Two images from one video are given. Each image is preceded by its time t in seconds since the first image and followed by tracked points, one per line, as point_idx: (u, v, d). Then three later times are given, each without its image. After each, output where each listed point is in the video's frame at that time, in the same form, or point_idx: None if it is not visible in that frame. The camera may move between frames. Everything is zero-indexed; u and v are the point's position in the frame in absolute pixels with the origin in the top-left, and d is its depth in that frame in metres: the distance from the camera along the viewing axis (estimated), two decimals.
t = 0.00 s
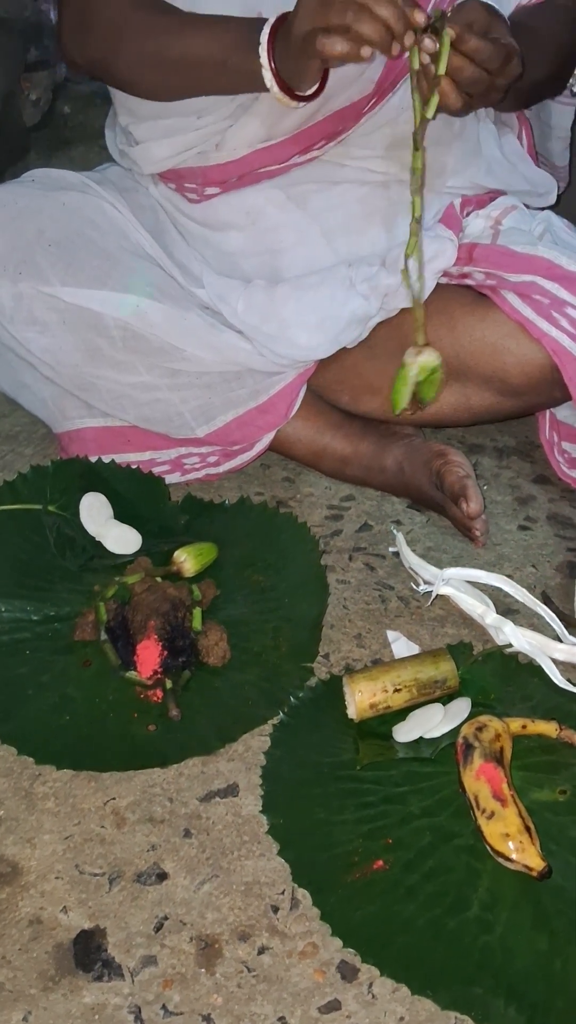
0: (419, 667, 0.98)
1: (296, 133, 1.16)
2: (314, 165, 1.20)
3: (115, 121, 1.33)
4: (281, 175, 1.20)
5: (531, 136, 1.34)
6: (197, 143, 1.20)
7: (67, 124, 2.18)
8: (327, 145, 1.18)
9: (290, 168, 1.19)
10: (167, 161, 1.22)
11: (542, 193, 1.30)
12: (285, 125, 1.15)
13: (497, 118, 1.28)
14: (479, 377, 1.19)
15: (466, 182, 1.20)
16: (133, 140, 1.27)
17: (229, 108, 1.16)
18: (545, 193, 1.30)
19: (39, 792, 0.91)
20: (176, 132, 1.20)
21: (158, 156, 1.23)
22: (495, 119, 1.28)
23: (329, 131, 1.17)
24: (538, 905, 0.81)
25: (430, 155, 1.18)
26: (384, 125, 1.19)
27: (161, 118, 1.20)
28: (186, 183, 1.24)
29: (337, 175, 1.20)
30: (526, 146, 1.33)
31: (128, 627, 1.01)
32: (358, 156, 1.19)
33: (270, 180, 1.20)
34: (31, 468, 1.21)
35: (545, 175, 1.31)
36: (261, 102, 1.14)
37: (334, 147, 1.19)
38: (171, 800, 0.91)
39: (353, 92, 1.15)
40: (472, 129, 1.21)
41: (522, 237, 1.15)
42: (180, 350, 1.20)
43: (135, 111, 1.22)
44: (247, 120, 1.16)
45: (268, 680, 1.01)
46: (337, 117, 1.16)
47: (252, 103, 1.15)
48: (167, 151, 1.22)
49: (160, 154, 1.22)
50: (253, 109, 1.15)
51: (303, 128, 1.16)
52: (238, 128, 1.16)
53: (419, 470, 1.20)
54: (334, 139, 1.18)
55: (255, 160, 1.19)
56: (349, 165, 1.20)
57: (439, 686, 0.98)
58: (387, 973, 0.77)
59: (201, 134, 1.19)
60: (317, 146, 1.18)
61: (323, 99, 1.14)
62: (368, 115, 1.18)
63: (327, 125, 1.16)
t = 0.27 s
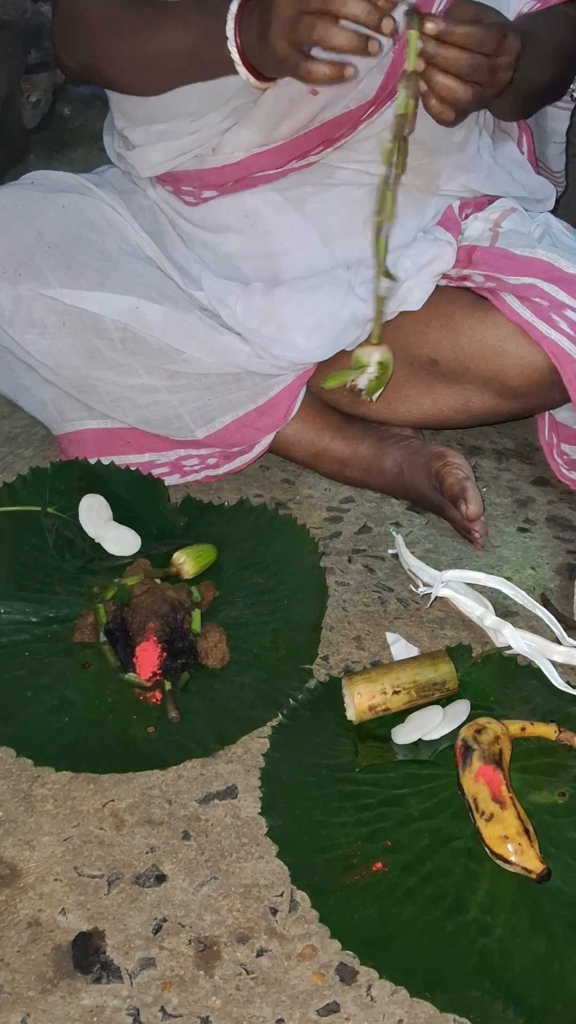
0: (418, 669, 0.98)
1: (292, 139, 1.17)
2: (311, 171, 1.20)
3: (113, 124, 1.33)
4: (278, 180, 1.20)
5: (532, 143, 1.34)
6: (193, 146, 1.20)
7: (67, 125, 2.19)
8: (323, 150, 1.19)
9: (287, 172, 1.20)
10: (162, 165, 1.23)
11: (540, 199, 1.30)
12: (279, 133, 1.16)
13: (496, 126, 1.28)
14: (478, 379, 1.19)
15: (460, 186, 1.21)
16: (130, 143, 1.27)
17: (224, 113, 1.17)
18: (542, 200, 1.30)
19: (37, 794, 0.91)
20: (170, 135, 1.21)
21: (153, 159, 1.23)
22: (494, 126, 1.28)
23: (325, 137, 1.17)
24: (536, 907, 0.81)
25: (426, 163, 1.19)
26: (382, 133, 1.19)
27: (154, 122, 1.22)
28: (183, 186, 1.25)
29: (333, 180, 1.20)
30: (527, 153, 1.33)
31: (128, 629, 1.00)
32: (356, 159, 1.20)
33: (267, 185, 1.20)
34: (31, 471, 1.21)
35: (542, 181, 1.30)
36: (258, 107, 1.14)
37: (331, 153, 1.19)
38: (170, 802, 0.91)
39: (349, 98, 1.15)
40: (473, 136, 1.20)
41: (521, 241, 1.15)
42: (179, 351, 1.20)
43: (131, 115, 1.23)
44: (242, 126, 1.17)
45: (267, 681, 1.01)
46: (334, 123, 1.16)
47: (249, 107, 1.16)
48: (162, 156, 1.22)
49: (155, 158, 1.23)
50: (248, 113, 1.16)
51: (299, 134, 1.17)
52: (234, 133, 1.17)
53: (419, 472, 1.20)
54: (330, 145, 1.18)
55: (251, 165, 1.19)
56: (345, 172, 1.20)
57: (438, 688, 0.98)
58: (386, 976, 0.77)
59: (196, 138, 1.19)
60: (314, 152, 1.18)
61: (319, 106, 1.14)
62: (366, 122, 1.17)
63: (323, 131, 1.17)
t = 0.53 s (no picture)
0: (418, 672, 0.98)
1: (290, 146, 1.17)
2: (310, 176, 1.19)
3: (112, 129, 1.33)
4: (276, 187, 1.20)
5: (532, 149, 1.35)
6: (192, 152, 1.20)
7: (68, 127, 2.19)
8: (323, 157, 1.19)
9: (285, 178, 1.20)
10: (161, 169, 1.23)
11: (539, 204, 1.29)
12: (277, 139, 1.17)
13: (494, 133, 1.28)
14: (478, 382, 1.19)
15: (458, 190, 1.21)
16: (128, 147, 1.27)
17: (222, 119, 1.17)
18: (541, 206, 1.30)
19: (37, 796, 0.91)
20: (168, 141, 1.21)
21: (151, 164, 1.23)
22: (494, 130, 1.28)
23: (324, 144, 1.17)
24: (536, 909, 0.81)
25: (424, 170, 1.19)
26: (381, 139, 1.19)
27: (152, 127, 1.21)
28: (182, 190, 1.24)
29: (333, 185, 1.19)
30: (527, 158, 1.34)
31: (127, 631, 1.01)
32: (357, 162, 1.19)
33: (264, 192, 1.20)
34: (30, 473, 1.21)
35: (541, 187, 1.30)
36: (257, 112, 1.15)
37: (331, 159, 1.19)
38: (170, 804, 0.91)
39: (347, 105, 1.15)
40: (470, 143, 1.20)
41: (521, 243, 1.15)
42: (179, 354, 1.20)
43: (129, 120, 1.23)
44: (241, 132, 1.17)
45: (267, 684, 1.01)
46: (333, 130, 1.16)
47: (248, 112, 1.16)
48: (160, 161, 1.22)
49: (154, 163, 1.23)
50: (247, 119, 1.16)
51: (297, 141, 1.17)
52: (233, 139, 1.17)
53: (419, 474, 1.20)
54: (330, 152, 1.18)
55: (249, 171, 1.19)
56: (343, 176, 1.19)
57: (438, 690, 0.98)
58: (386, 977, 0.77)
59: (195, 144, 1.19)
60: (313, 159, 1.18)
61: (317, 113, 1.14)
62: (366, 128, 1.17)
63: (322, 139, 1.17)
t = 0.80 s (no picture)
0: (418, 674, 0.98)
1: (285, 152, 1.17)
2: (306, 181, 1.20)
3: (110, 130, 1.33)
4: (272, 192, 1.20)
5: (529, 157, 1.35)
6: (189, 156, 1.20)
7: (68, 129, 2.20)
8: (320, 164, 1.19)
9: (281, 184, 1.20)
10: (158, 173, 1.23)
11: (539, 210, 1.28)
12: (273, 145, 1.17)
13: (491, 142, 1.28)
14: (478, 384, 1.19)
15: (454, 195, 1.20)
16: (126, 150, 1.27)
17: (218, 122, 1.17)
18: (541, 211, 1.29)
19: (37, 798, 0.91)
20: (165, 144, 1.21)
21: (149, 166, 1.23)
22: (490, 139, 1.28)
23: (321, 150, 1.17)
24: (536, 911, 0.81)
25: (422, 178, 1.19)
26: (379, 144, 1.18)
27: (150, 129, 1.21)
28: (178, 193, 1.25)
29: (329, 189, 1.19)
30: (526, 167, 1.35)
31: (127, 633, 1.01)
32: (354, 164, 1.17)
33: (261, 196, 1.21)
34: (31, 474, 1.21)
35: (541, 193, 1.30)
36: (255, 118, 1.14)
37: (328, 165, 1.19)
38: (171, 806, 0.90)
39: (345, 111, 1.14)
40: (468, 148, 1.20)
41: (521, 245, 1.15)
42: (179, 356, 1.20)
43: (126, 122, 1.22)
44: (238, 136, 1.16)
45: (267, 686, 1.01)
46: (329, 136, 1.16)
47: (247, 115, 1.15)
48: (157, 164, 1.22)
49: (151, 166, 1.23)
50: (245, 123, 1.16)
51: (292, 147, 1.17)
52: (229, 143, 1.17)
53: (419, 476, 1.20)
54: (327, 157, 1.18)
55: (245, 176, 1.19)
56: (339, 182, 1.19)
57: (438, 692, 0.98)
58: (386, 979, 0.77)
59: (192, 147, 1.19)
60: (310, 164, 1.18)
61: (313, 120, 1.14)
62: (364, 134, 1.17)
63: (319, 145, 1.17)
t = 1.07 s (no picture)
0: (419, 676, 0.98)
1: (279, 158, 1.17)
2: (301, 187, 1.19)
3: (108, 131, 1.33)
4: (267, 198, 1.20)
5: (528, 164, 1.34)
6: (182, 161, 1.20)
7: (67, 132, 2.20)
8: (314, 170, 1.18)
9: (274, 192, 1.20)
10: (153, 176, 1.22)
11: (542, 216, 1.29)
12: (266, 150, 1.17)
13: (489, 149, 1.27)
14: (479, 387, 1.19)
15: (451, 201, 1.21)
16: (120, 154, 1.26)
17: (211, 125, 1.16)
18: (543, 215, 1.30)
19: (37, 800, 0.91)
20: (158, 146, 1.20)
21: (142, 170, 1.22)
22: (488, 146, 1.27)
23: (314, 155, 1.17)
24: (537, 913, 0.81)
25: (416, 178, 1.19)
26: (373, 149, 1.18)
27: (141, 127, 1.19)
28: (173, 200, 1.25)
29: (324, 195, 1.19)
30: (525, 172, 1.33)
31: (126, 635, 1.01)
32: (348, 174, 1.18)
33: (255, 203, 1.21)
34: (31, 476, 1.21)
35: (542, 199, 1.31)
36: (247, 122, 1.14)
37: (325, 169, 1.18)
38: (170, 809, 0.90)
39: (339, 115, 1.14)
40: (457, 151, 1.21)
41: (520, 246, 1.15)
42: (180, 358, 1.20)
43: (117, 125, 1.22)
44: (231, 140, 1.17)
45: (267, 688, 1.01)
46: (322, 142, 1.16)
47: (243, 117, 1.15)
48: (149, 167, 1.22)
49: (144, 169, 1.22)
50: (239, 126, 1.15)
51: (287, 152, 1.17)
52: (221, 149, 1.17)
53: (419, 478, 1.20)
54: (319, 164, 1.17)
55: (237, 184, 1.20)
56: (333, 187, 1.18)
57: (439, 695, 0.98)
58: (386, 983, 0.76)
59: (186, 153, 1.19)
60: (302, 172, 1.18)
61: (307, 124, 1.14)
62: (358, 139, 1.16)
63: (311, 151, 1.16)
